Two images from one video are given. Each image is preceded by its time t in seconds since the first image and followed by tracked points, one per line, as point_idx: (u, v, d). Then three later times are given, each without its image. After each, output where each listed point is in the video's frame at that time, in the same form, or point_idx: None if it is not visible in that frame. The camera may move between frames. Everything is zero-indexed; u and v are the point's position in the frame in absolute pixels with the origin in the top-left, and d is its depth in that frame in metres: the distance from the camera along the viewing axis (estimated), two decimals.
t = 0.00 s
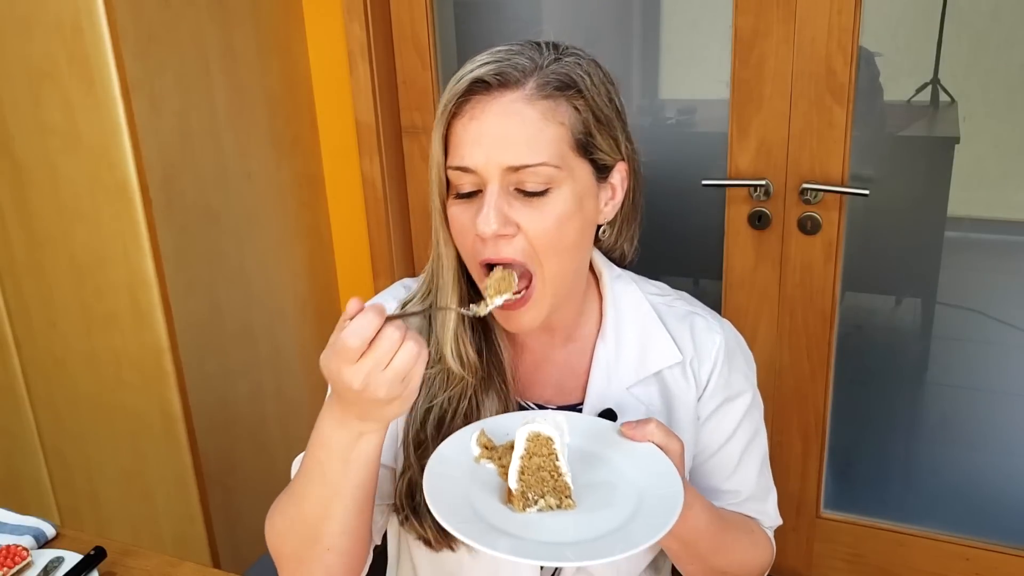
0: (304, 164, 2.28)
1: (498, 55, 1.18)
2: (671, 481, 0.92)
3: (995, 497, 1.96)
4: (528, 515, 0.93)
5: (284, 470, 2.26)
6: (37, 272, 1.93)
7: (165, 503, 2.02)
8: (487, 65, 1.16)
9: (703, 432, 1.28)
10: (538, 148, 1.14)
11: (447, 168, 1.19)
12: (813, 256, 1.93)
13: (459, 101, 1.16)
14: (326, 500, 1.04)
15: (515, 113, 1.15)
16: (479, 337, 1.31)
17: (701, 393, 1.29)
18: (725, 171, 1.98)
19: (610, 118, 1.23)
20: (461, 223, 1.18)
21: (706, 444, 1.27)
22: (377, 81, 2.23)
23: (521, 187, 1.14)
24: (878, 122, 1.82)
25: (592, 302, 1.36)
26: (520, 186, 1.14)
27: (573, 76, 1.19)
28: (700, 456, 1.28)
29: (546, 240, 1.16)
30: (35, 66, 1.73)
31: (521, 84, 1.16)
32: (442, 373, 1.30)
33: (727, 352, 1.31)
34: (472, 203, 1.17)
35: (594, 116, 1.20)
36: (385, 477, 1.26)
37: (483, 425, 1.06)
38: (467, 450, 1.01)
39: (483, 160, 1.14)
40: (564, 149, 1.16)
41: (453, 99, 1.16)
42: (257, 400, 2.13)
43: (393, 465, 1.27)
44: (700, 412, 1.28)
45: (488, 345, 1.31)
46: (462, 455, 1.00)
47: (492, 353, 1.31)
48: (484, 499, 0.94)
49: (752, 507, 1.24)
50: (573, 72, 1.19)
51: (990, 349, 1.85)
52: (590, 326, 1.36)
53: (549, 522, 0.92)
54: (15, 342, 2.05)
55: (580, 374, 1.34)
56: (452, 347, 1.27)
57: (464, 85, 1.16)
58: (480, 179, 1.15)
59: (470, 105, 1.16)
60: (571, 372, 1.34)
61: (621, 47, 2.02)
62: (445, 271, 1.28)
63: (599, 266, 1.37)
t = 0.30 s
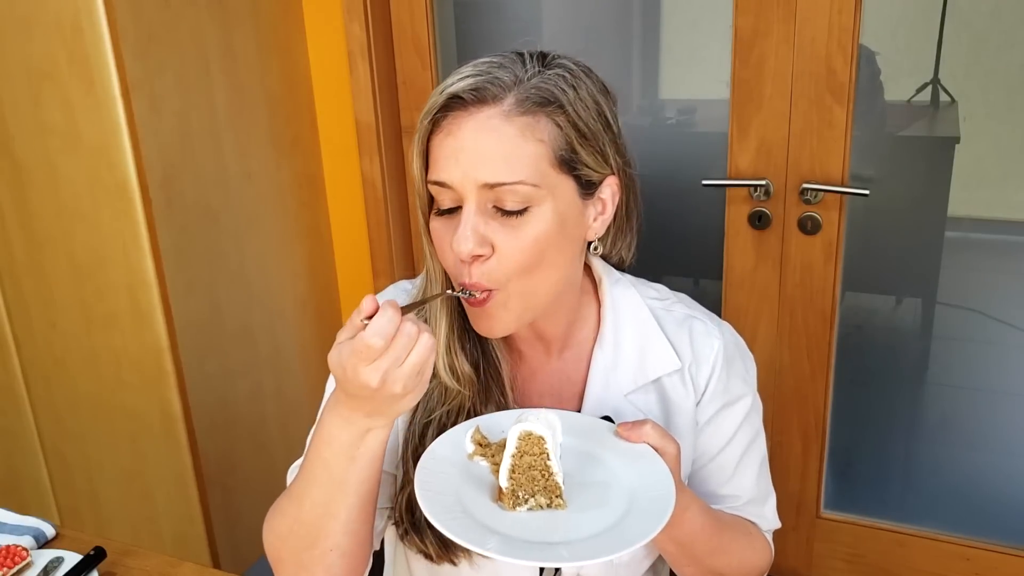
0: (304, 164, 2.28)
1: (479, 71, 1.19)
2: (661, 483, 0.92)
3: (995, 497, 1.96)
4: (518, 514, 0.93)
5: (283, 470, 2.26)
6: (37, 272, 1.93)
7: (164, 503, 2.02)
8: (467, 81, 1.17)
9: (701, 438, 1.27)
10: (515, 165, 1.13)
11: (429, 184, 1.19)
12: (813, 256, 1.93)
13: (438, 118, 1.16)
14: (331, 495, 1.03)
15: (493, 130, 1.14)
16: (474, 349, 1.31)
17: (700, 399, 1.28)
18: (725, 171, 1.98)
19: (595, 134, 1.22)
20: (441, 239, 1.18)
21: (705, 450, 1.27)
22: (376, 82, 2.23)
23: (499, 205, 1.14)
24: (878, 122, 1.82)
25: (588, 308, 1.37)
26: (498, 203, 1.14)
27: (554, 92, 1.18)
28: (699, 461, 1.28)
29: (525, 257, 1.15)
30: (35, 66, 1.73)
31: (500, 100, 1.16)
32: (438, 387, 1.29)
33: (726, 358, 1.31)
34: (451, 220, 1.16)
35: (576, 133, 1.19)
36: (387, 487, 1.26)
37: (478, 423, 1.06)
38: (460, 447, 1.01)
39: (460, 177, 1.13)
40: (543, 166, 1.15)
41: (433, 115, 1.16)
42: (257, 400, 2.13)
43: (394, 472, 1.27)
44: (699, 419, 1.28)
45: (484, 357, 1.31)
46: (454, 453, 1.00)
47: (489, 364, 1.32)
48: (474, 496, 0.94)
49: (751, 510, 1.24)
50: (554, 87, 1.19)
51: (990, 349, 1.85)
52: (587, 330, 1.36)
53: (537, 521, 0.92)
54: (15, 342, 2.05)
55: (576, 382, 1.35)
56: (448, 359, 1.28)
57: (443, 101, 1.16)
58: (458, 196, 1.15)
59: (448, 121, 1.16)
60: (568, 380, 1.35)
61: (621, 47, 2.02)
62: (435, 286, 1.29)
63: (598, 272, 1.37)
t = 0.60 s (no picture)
0: (304, 164, 2.28)
1: (477, 76, 1.19)
2: (664, 489, 0.93)
3: (995, 497, 1.96)
4: (523, 527, 0.93)
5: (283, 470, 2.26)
6: (37, 273, 1.93)
7: (164, 503, 2.02)
8: (464, 86, 1.17)
9: (701, 439, 1.28)
10: (514, 171, 1.13)
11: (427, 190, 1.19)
12: (814, 256, 1.93)
13: (436, 124, 1.16)
14: (319, 504, 1.03)
15: (493, 136, 1.14)
16: (474, 352, 1.30)
17: (699, 400, 1.29)
18: (725, 170, 1.98)
19: (594, 138, 1.22)
20: (440, 246, 1.18)
21: (705, 450, 1.28)
22: (376, 82, 2.23)
23: (499, 211, 1.13)
24: (878, 122, 1.82)
25: (588, 308, 1.37)
26: (497, 210, 1.13)
27: (554, 97, 1.19)
28: (700, 461, 1.28)
29: (526, 263, 1.15)
30: (35, 67, 1.73)
31: (499, 106, 1.16)
32: (435, 390, 1.29)
33: (726, 358, 1.31)
34: (451, 226, 1.16)
35: (576, 138, 1.19)
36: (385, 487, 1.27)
37: (474, 437, 1.06)
38: (458, 462, 1.00)
39: (460, 184, 1.13)
40: (543, 172, 1.15)
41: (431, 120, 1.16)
42: (257, 400, 2.13)
43: (393, 475, 1.27)
44: (700, 419, 1.28)
45: (483, 359, 1.31)
46: (453, 466, 0.99)
47: (489, 367, 1.31)
48: (478, 512, 0.94)
49: (750, 512, 1.24)
50: (553, 92, 1.19)
51: (990, 349, 1.85)
52: (586, 333, 1.36)
53: (543, 535, 0.92)
54: (14, 342, 2.05)
55: (576, 385, 1.34)
56: (448, 360, 1.28)
57: (441, 107, 1.16)
58: (458, 203, 1.14)
59: (446, 126, 1.16)
60: (567, 382, 1.35)
61: (621, 47, 2.02)
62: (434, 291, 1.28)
63: (599, 273, 1.37)
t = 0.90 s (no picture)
0: (304, 164, 2.28)
1: (491, 73, 1.19)
2: (673, 486, 0.94)
3: (995, 497, 1.96)
4: (533, 532, 0.91)
5: (283, 470, 2.26)
6: (38, 272, 1.93)
7: (164, 502, 2.02)
8: (480, 83, 1.17)
9: (700, 437, 1.28)
10: (532, 168, 1.13)
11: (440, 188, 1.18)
12: (814, 256, 1.93)
13: (452, 120, 1.16)
14: (309, 529, 1.06)
15: (509, 133, 1.14)
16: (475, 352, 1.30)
17: (700, 398, 1.29)
18: (725, 170, 1.98)
19: (607, 134, 1.23)
20: (454, 244, 1.17)
21: (705, 449, 1.28)
22: (377, 82, 2.23)
23: (515, 209, 1.13)
24: (879, 122, 1.82)
25: (589, 309, 1.37)
26: (514, 207, 1.13)
27: (569, 93, 1.19)
28: (699, 460, 1.28)
29: (542, 261, 1.15)
30: (35, 67, 1.73)
31: (514, 102, 1.16)
32: (435, 388, 1.28)
33: (727, 356, 1.30)
34: (465, 224, 1.16)
35: (590, 134, 1.20)
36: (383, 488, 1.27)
37: (476, 442, 1.05)
38: (461, 467, 1.00)
39: (476, 181, 1.13)
40: (559, 169, 1.16)
41: (446, 117, 1.16)
42: (257, 400, 2.13)
43: (393, 476, 1.27)
44: (700, 417, 1.28)
45: (484, 357, 1.30)
46: (457, 472, 0.99)
47: (488, 366, 1.30)
48: (485, 517, 0.93)
49: (749, 512, 1.24)
50: (568, 88, 1.20)
51: (990, 349, 1.85)
52: (586, 335, 1.36)
53: (552, 537, 0.91)
54: (15, 342, 2.05)
55: (577, 384, 1.34)
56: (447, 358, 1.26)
57: (456, 105, 1.16)
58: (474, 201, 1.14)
59: (462, 124, 1.15)
60: (568, 381, 1.34)
61: (621, 47, 2.02)
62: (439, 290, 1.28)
63: (600, 271, 1.37)
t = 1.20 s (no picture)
0: (304, 164, 2.28)
1: (500, 65, 1.19)
2: (686, 490, 0.94)
3: (996, 497, 1.96)
4: (559, 559, 0.92)
5: (284, 470, 2.26)
6: (38, 272, 1.93)
7: (164, 502, 2.02)
8: (491, 76, 1.17)
9: (698, 435, 1.28)
10: (545, 160, 1.14)
11: (450, 180, 1.18)
12: (814, 256, 1.93)
13: (463, 112, 1.16)
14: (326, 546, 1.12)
15: (522, 125, 1.15)
16: (474, 349, 1.30)
17: (699, 395, 1.29)
18: (725, 170, 1.98)
19: (614, 127, 1.24)
20: (465, 237, 1.17)
21: (702, 447, 1.28)
22: (377, 82, 2.23)
23: (529, 200, 1.14)
24: (879, 122, 1.81)
25: (590, 307, 1.36)
26: (528, 198, 1.14)
27: (579, 86, 1.20)
28: (695, 459, 1.29)
29: (554, 252, 1.15)
30: (35, 67, 1.73)
31: (526, 94, 1.16)
32: (434, 384, 1.28)
33: (727, 353, 1.30)
34: (477, 216, 1.16)
35: (599, 126, 1.21)
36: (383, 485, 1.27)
37: (476, 471, 1.01)
38: (467, 503, 0.96)
39: (490, 174, 1.13)
40: (571, 160, 1.17)
41: (457, 109, 1.16)
42: (257, 400, 2.13)
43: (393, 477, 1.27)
44: (699, 414, 1.28)
45: (483, 354, 1.30)
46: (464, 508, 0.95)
47: (487, 362, 1.30)
48: (508, 552, 0.92)
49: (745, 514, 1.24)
50: (578, 81, 1.20)
51: (991, 349, 1.85)
52: (585, 334, 1.35)
53: (579, 563, 0.91)
54: (15, 342, 2.05)
55: (577, 380, 1.32)
56: (447, 352, 1.26)
57: (467, 96, 1.16)
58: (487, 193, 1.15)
59: (474, 116, 1.16)
60: (568, 378, 1.33)
61: (621, 47, 2.02)
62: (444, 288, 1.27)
63: (599, 269, 1.37)
